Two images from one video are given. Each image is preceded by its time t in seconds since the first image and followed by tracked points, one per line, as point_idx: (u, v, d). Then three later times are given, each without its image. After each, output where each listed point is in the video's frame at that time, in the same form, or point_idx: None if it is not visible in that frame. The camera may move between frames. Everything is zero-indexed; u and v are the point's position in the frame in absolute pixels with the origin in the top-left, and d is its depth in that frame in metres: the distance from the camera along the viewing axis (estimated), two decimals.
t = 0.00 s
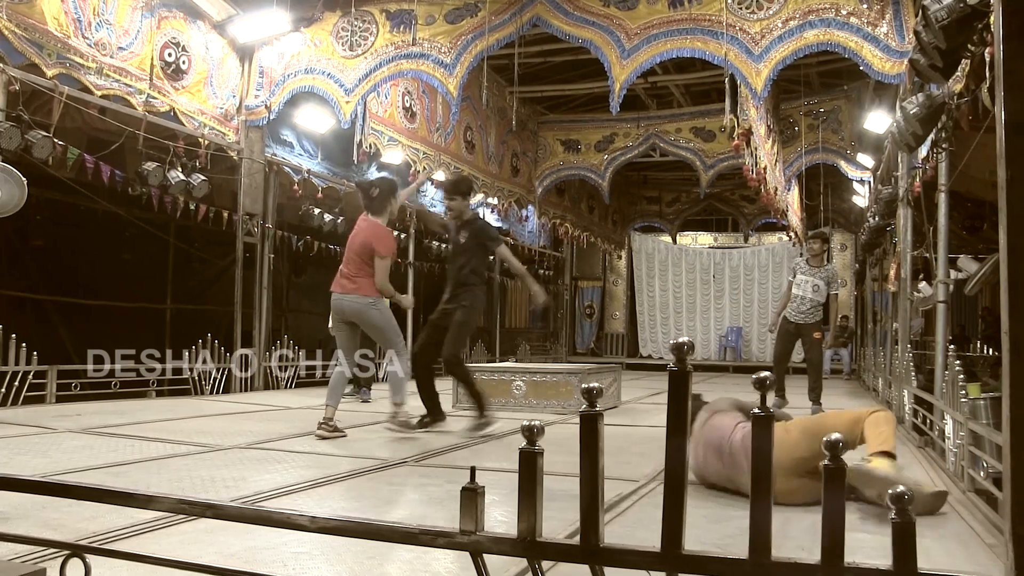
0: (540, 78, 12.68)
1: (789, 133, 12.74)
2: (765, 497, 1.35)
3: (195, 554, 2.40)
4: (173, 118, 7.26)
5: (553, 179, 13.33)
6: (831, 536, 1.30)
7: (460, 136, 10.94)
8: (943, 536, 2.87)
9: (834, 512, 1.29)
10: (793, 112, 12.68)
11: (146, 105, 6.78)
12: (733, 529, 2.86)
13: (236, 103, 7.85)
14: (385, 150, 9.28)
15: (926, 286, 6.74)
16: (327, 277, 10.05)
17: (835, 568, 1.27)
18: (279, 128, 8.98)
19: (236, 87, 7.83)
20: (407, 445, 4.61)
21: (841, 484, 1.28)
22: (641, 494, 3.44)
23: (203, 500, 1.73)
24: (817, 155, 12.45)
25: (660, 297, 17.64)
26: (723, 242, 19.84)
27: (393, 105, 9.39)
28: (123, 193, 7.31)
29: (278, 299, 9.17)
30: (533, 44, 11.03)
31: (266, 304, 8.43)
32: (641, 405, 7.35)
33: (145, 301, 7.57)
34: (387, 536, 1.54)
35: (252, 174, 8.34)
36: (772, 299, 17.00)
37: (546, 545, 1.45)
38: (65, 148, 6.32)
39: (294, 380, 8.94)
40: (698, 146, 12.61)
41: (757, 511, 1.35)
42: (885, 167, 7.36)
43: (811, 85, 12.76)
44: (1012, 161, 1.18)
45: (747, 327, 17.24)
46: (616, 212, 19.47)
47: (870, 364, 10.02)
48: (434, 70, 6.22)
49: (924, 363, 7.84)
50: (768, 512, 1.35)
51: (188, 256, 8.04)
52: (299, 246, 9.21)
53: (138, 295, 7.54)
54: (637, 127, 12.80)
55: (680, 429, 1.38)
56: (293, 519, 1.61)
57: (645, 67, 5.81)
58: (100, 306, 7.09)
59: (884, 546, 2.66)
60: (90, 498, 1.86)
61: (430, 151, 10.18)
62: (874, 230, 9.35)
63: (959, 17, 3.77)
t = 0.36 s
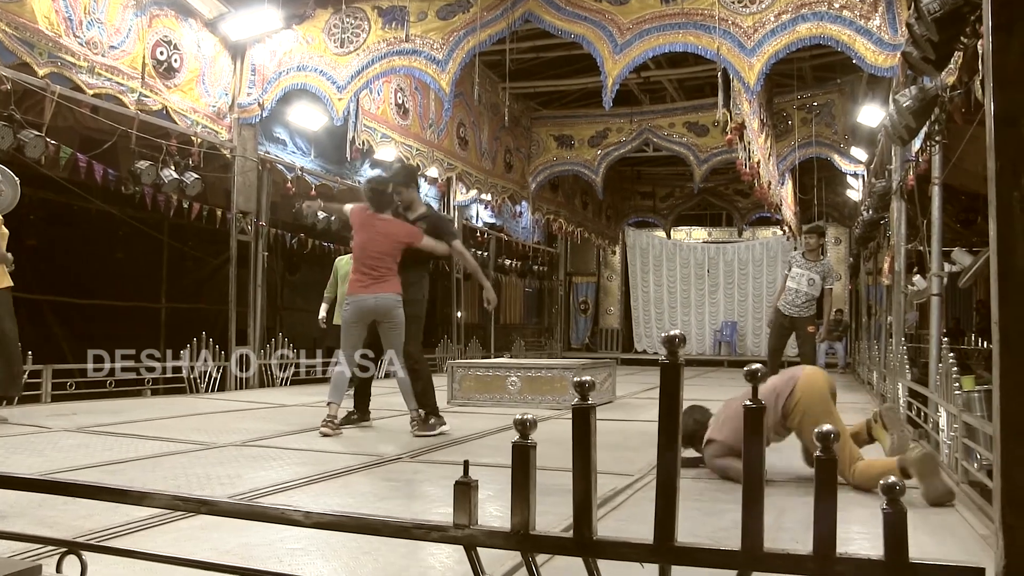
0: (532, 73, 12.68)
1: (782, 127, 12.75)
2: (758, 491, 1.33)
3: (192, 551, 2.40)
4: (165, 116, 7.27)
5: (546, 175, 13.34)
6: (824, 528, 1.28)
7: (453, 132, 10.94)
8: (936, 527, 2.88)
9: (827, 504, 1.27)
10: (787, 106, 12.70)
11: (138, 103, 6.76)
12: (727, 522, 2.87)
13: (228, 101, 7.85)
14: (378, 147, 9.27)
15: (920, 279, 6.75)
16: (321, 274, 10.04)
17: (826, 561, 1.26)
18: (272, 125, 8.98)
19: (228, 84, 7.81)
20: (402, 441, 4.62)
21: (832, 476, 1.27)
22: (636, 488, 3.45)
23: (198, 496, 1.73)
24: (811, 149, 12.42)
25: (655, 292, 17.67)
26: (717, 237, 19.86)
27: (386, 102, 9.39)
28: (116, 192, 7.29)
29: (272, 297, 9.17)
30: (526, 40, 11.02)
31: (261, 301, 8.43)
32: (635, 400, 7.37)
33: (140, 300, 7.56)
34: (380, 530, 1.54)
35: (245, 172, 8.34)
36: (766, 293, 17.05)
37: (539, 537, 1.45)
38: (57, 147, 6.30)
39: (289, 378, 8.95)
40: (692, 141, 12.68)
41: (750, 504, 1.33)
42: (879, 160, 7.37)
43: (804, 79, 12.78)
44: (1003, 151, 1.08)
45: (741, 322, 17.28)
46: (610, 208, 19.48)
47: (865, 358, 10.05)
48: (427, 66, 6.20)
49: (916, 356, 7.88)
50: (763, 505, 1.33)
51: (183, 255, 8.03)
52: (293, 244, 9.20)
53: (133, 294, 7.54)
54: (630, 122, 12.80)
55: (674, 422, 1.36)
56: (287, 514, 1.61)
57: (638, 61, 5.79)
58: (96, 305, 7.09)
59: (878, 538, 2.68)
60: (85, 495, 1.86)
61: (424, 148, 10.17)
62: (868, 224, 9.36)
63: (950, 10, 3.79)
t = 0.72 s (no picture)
0: (529, 64, 12.65)
1: (780, 115, 12.75)
2: (754, 478, 1.33)
3: (193, 544, 2.42)
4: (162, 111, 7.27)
5: (544, 166, 13.32)
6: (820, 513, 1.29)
7: (450, 124, 10.93)
8: (934, 513, 2.90)
9: (822, 492, 1.27)
10: (784, 95, 12.70)
11: (134, 98, 6.78)
12: (725, 510, 2.89)
13: (225, 95, 7.85)
14: (375, 139, 9.25)
15: (918, 266, 6.76)
16: (320, 267, 10.05)
17: (822, 548, 1.26)
18: (269, 119, 8.96)
19: (224, 78, 7.80)
20: (402, 433, 4.63)
21: (828, 462, 1.27)
22: (635, 477, 3.46)
23: (197, 488, 1.74)
24: (808, 138, 12.43)
25: (654, 283, 17.68)
26: (716, 226, 19.85)
27: (383, 94, 9.37)
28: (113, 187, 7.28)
29: (271, 291, 9.18)
30: (522, 31, 11.00)
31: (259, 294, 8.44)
32: (634, 389, 7.39)
33: (139, 295, 7.56)
34: (379, 521, 1.55)
35: (242, 165, 8.33)
36: (765, 282, 17.07)
37: (536, 526, 1.46)
38: (54, 143, 6.29)
39: (288, 371, 8.98)
40: (689, 131, 12.68)
41: (746, 490, 1.33)
42: (877, 148, 7.36)
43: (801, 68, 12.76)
44: (996, 137, 1.07)
45: (740, 311, 17.31)
46: (609, 198, 19.47)
47: (864, 346, 10.08)
48: (423, 58, 6.18)
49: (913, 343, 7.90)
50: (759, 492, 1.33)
51: (181, 249, 8.03)
52: (292, 237, 9.21)
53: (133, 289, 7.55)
54: (627, 112, 12.79)
55: (670, 410, 1.35)
56: (286, 506, 1.62)
57: (634, 51, 5.82)
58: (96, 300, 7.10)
59: (875, 525, 2.69)
60: (85, 488, 1.87)
61: (421, 140, 10.16)
62: (865, 211, 9.37)
63: None
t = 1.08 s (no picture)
0: (528, 56, 12.62)
1: (779, 106, 12.73)
2: (750, 466, 1.35)
3: (193, 536, 2.43)
4: (161, 105, 7.25)
5: (543, 158, 13.23)
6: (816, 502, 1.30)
7: (449, 116, 10.91)
8: (932, 502, 2.91)
9: (818, 480, 1.28)
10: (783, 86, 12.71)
11: (133, 92, 6.74)
12: (723, 500, 2.91)
13: (224, 88, 7.79)
14: (374, 132, 9.24)
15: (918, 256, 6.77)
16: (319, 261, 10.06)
17: (819, 535, 1.27)
18: (268, 112, 8.96)
19: (223, 72, 7.78)
20: (402, 425, 4.65)
21: (824, 449, 1.28)
22: (634, 468, 3.48)
23: (196, 481, 1.75)
24: (807, 128, 12.41)
25: (654, 274, 17.67)
26: (716, 218, 19.83)
27: (381, 87, 9.35)
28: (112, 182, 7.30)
29: (272, 284, 9.20)
30: (521, 23, 10.98)
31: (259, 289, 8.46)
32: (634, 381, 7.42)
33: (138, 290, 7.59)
34: (378, 512, 1.56)
35: (242, 159, 8.30)
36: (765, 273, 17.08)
37: (534, 516, 1.47)
38: (52, 137, 6.28)
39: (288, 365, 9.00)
40: (689, 122, 12.71)
41: (744, 479, 1.34)
42: (876, 138, 7.37)
43: (800, 58, 12.71)
44: (990, 124, 1.08)
45: (741, 302, 17.34)
46: (609, 190, 19.46)
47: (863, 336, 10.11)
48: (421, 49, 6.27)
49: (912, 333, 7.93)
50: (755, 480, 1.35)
51: (181, 244, 8.03)
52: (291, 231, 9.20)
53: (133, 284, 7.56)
54: (627, 104, 12.77)
55: (667, 399, 1.37)
56: (285, 497, 1.63)
57: (633, 42, 5.78)
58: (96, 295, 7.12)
59: (874, 513, 2.71)
60: (84, 482, 1.88)
61: (419, 133, 10.15)
62: (864, 202, 9.37)
63: None
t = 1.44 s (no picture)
0: (527, 54, 12.61)
1: (778, 103, 12.76)
2: (748, 463, 1.36)
3: (192, 535, 2.44)
4: (160, 102, 7.23)
5: (543, 156, 13.31)
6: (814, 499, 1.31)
7: (448, 114, 10.91)
8: (932, 498, 2.93)
9: (817, 477, 1.29)
10: (782, 82, 12.69)
11: (132, 90, 6.73)
12: (722, 497, 2.92)
13: (222, 86, 7.80)
14: (374, 129, 9.24)
15: (917, 253, 6.77)
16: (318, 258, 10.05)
17: (817, 532, 1.28)
18: (267, 110, 8.95)
19: (222, 70, 7.76)
20: (401, 422, 4.66)
21: (822, 445, 1.29)
22: (633, 465, 3.49)
23: (196, 479, 1.76)
24: (806, 125, 12.42)
25: (654, 271, 17.67)
26: (715, 214, 19.82)
27: (380, 85, 9.34)
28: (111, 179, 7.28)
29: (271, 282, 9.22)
30: (519, 20, 10.97)
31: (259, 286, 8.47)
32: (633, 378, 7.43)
33: (139, 288, 7.58)
34: (377, 510, 1.57)
35: (241, 157, 8.27)
36: (764, 269, 17.10)
37: (532, 514, 1.48)
38: (51, 135, 6.25)
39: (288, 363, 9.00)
40: (687, 119, 12.68)
41: (742, 476, 1.35)
42: (874, 135, 7.37)
43: (799, 54, 12.70)
44: (985, 121, 1.08)
45: (740, 299, 17.35)
46: (608, 187, 19.45)
47: (863, 333, 10.15)
48: (421, 47, 6.16)
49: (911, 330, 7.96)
50: (753, 477, 1.35)
51: (180, 242, 8.04)
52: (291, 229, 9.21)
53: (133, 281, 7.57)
54: (626, 101, 12.77)
55: (665, 396, 1.37)
56: (284, 495, 1.64)
57: (630, 40, 5.81)
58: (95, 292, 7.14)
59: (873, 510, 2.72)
60: (84, 481, 1.89)
61: (418, 130, 10.15)
62: (864, 198, 9.37)
63: None
